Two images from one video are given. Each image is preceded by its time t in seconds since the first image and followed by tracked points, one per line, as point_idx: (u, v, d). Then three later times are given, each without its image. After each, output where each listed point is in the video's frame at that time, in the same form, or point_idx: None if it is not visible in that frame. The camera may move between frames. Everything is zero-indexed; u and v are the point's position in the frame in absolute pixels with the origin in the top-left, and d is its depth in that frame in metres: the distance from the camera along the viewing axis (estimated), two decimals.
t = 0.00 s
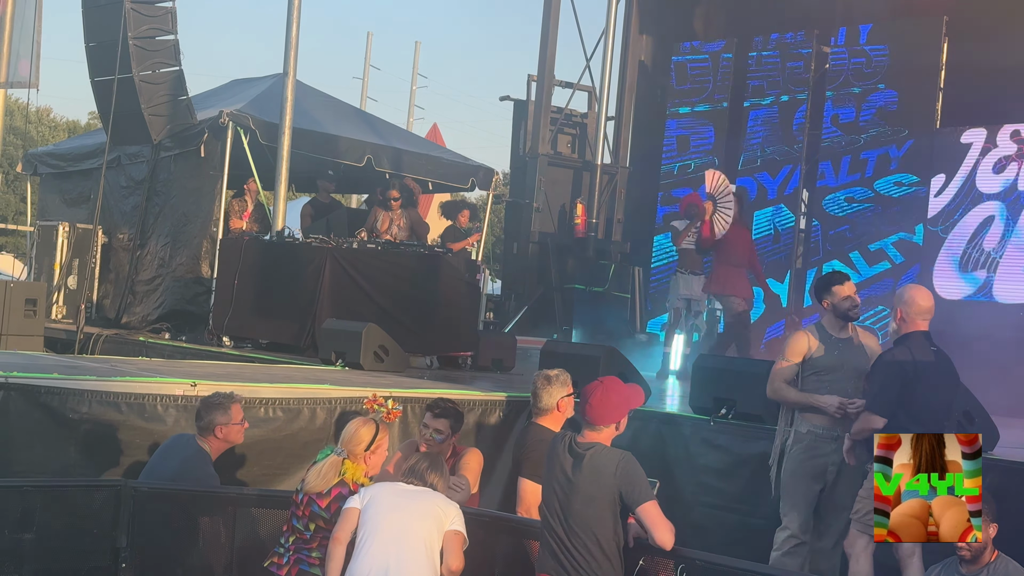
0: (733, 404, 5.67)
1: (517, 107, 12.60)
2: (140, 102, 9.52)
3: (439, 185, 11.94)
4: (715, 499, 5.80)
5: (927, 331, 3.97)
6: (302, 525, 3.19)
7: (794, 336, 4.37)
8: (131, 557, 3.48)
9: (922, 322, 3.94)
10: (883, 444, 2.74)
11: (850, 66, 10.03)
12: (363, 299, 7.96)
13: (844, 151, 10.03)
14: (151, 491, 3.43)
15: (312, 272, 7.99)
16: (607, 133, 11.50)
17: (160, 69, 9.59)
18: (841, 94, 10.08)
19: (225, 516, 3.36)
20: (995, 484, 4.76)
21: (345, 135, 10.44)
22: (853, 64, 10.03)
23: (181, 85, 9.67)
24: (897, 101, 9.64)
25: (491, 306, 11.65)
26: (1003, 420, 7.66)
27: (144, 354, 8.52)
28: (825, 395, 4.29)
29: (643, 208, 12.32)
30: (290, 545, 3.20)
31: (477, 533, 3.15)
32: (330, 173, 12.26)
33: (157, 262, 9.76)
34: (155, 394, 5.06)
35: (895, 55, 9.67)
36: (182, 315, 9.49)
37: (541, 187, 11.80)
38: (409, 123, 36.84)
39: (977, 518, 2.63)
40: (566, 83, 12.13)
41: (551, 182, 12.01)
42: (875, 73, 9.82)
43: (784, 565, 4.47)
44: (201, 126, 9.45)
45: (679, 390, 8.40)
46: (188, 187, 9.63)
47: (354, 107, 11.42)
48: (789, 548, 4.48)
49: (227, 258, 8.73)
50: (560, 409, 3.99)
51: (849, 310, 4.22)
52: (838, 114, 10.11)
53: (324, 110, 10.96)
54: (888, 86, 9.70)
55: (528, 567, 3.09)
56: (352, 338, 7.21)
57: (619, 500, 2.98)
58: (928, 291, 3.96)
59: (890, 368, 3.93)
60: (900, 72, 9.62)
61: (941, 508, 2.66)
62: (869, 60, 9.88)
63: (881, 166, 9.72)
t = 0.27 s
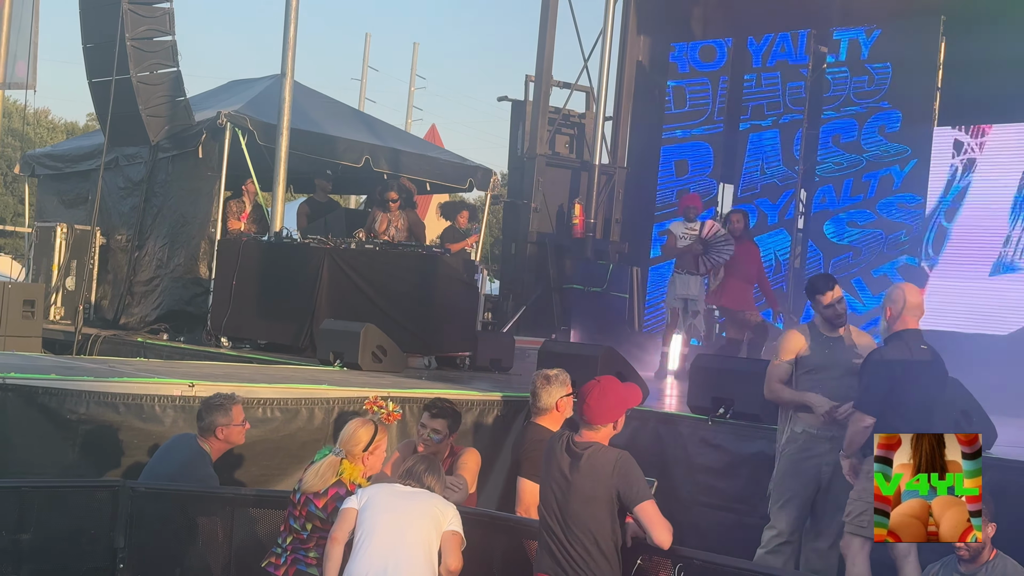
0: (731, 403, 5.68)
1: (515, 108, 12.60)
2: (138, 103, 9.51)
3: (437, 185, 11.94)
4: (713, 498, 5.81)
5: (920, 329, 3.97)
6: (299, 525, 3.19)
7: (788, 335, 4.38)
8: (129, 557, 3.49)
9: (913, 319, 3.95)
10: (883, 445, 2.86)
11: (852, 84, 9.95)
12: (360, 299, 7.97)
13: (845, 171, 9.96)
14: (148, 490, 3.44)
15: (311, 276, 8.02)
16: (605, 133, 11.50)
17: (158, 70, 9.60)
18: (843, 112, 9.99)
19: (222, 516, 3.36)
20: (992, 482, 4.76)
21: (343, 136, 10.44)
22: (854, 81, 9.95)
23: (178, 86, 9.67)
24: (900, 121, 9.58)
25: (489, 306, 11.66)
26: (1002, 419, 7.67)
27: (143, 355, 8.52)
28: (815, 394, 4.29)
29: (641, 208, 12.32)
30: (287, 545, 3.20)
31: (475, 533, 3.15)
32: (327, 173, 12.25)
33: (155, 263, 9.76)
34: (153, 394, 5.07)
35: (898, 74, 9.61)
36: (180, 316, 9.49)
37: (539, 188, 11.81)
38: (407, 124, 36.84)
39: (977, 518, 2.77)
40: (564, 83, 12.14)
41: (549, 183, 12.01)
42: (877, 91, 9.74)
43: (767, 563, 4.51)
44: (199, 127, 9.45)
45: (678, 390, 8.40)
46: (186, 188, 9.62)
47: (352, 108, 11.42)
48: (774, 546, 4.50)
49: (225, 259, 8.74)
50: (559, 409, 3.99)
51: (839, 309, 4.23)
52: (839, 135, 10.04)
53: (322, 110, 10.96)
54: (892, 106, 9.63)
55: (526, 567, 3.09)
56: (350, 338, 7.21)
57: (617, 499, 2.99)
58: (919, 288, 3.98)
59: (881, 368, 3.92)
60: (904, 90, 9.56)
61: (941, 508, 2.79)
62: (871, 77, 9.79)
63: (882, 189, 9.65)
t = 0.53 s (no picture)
0: (724, 403, 5.70)
1: (508, 108, 12.62)
2: (130, 104, 9.49)
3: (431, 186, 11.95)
4: (707, 497, 5.82)
5: (898, 326, 3.92)
6: (292, 526, 3.19)
7: (769, 331, 4.37)
8: (122, 560, 3.47)
9: (895, 318, 3.90)
10: (882, 442, 2.73)
11: (849, 104, 10.06)
12: (355, 300, 7.96)
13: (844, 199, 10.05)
14: (142, 492, 3.43)
15: (303, 279, 8.01)
16: (598, 133, 11.53)
17: (150, 71, 9.51)
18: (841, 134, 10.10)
19: (217, 517, 3.36)
20: (986, 481, 4.77)
21: (336, 136, 10.43)
22: (852, 102, 10.06)
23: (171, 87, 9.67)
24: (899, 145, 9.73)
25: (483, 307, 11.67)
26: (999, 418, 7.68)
27: (136, 357, 8.51)
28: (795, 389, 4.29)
29: (635, 209, 12.34)
30: (281, 546, 3.20)
31: (469, 533, 3.14)
32: (320, 174, 12.24)
33: (148, 264, 9.75)
34: (146, 395, 5.07)
35: (896, 94, 9.77)
36: (173, 317, 9.48)
37: (533, 188, 11.83)
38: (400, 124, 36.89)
39: (977, 518, 2.62)
40: (557, 84, 12.15)
41: (543, 183, 12.03)
42: (876, 111, 9.88)
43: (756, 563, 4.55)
44: (192, 128, 9.44)
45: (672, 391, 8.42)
46: (179, 190, 9.61)
47: (345, 109, 11.42)
48: (763, 548, 4.55)
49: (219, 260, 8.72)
50: (553, 409, 4.00)
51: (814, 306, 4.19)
52: (838, 161, 10.13)
53: (315, 111, 10.96)
54: (892, 129, 9.78)
55: (520, 568, 3.09)
56: (344, 339, 7.21)
57: (611, 499, 3.00)
58: (896, 284, 3.91)
59: (859, 368, 3.89)
60: (901, 111, 9.71)
61: (941, 508, 2.65)
62: (870, 97, 9.91)
63: (882, 216, 9.80)
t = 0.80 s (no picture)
0: (712, 404, 5.74)
1: (496, 110, 12.64)
2: (117, 107, 9.48)
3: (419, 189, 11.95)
4: (694, 498, 5.85)
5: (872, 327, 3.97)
6: (278, 528, 3.21)
7: (736, 334, 4.41)
8: (109, 563, 3.47)
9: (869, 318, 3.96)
10: (881, 442, 2.55)
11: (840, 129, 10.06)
12: (344, 303, 7.96)
13: (839, 228, 9.99)
14: (129, 495, 3.44)
15: (291, 281, 7.99)
16: (586, 135, 11.57)
17: (136, 74, 9.50)
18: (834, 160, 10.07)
19: (204, 520, 3.37)
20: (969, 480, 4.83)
21: (323, 138, 10.42)
22: (843, 126, 10.08)
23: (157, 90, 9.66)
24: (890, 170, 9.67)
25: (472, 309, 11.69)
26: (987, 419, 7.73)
27: (123, 360, 8.49)
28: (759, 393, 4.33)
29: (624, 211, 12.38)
30: (268, 549, 3.21)
31: (461, 533, 3.22)
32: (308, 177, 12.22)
33: (135, 267, 9.71)
34: (133, 398, 5.07)
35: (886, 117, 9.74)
36: (161, 320, 9.46)
37: (521, 190, 11.86)
38: (389, 126, 36.93)
39: (977, 518, 2.46)
40: (545, 86, 12.18)
41: (530, 185, 12.06)
42: (866, 135, 9.88)
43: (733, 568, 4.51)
44: (179, 130, 9.42)
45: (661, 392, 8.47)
46: (167, 192, 9.58)
47: (333, 111, 11.43)
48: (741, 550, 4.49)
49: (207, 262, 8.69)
50: (538, 410, 4.00)
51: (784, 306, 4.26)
52: (831, 190, 10.11)
53: (303, 114, 10.96)
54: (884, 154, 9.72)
55: (509, 568, 3.13)
56: (331, 342, 7.22)
57: (599, 501, 3.01)
58: (870, 285, 3.96)
59: (838, 369, 3.95)
60: (892, 134, 9.68)
61: (940, 508, 2.48)
62: (861, 121, 9.92)
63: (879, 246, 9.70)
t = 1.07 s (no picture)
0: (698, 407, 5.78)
1: (481, 113, 12.66)
2: (100, 111, 9.45)
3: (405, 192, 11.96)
4: (679, 500, 5.90)
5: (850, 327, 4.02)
6: (262, 533, 3.21)
7: (698, 335, 4.41)
8: (92, 567, 3.48)
9: (847, 319, 4.01)
10: (882, 441, 2.71)
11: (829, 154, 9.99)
12: (329, 307, 7.90)
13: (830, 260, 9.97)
14: (114, 500, 3.44)
15: (276, 285, 7.98)
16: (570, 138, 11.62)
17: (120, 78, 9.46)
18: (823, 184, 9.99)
19: (189, 525, 3.38)
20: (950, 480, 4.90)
21: (308, 142, 10.43)
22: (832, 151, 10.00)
23: (141, 94, 9.63)
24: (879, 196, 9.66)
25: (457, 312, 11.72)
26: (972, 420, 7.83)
27: (108, 364, 8.47)
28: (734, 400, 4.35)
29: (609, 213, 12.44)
30: (253, 553, 3.22)
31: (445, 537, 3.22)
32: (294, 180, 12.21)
33: (119, 271, 9.68)
34: (117, 403, 5.06)
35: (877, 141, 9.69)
36: (145, 324, 9.44)
37: (505, 193, 11.91)
38: (374, 129, 36.98)
39: (977, 517, 2.58)
40: (530, 89, 12.22)
41: (515, 188, 12.11)
42: (855, 160, 9.81)
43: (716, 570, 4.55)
44: (163, 134, 9.41)
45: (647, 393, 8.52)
46: (151, 196, 9.56)
47: (318, 115, 11.43)
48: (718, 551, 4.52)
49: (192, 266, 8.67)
50: (521, 413, 4.04)
51: (754, 304, 4.31)
52: (820, 220, 10.06)
53: (287, 117, 10.96)
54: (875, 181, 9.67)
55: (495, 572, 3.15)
56: (316, 346, 7.22)
57: (584, 502, 3.04)
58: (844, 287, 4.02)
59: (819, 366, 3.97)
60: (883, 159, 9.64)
61: (942, 507, 2.62)
62: (852, 145, 9.84)
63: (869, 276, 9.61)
